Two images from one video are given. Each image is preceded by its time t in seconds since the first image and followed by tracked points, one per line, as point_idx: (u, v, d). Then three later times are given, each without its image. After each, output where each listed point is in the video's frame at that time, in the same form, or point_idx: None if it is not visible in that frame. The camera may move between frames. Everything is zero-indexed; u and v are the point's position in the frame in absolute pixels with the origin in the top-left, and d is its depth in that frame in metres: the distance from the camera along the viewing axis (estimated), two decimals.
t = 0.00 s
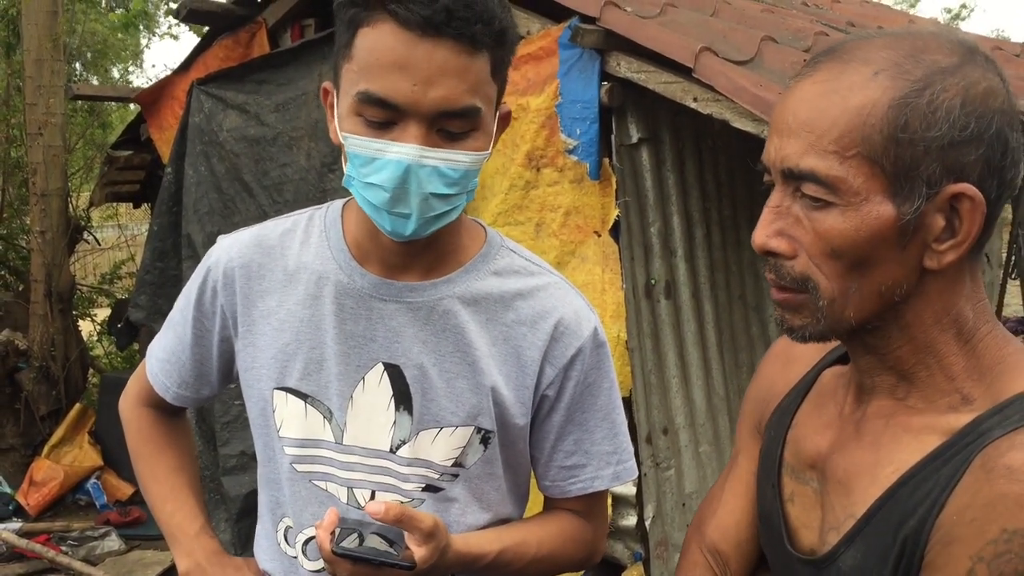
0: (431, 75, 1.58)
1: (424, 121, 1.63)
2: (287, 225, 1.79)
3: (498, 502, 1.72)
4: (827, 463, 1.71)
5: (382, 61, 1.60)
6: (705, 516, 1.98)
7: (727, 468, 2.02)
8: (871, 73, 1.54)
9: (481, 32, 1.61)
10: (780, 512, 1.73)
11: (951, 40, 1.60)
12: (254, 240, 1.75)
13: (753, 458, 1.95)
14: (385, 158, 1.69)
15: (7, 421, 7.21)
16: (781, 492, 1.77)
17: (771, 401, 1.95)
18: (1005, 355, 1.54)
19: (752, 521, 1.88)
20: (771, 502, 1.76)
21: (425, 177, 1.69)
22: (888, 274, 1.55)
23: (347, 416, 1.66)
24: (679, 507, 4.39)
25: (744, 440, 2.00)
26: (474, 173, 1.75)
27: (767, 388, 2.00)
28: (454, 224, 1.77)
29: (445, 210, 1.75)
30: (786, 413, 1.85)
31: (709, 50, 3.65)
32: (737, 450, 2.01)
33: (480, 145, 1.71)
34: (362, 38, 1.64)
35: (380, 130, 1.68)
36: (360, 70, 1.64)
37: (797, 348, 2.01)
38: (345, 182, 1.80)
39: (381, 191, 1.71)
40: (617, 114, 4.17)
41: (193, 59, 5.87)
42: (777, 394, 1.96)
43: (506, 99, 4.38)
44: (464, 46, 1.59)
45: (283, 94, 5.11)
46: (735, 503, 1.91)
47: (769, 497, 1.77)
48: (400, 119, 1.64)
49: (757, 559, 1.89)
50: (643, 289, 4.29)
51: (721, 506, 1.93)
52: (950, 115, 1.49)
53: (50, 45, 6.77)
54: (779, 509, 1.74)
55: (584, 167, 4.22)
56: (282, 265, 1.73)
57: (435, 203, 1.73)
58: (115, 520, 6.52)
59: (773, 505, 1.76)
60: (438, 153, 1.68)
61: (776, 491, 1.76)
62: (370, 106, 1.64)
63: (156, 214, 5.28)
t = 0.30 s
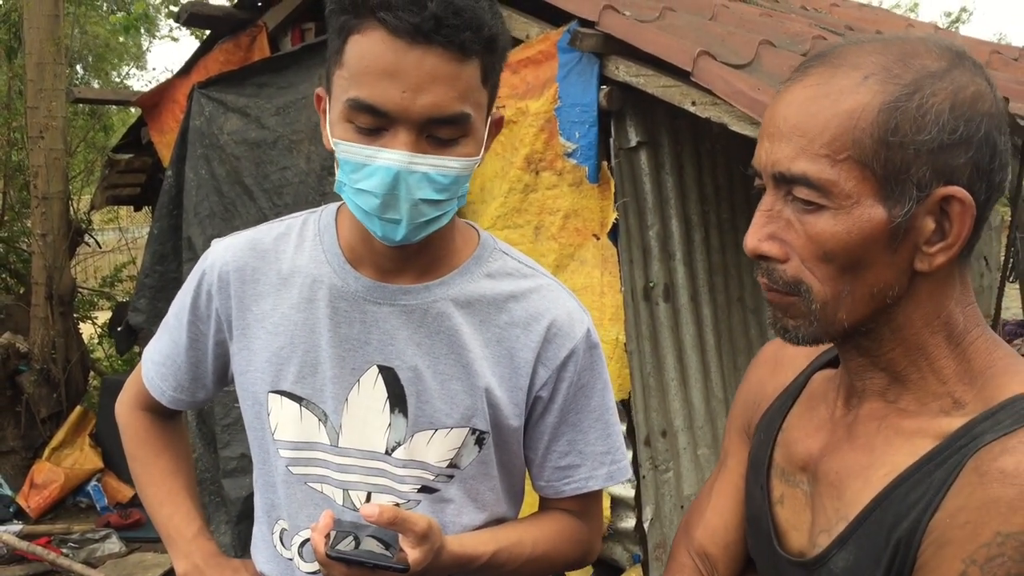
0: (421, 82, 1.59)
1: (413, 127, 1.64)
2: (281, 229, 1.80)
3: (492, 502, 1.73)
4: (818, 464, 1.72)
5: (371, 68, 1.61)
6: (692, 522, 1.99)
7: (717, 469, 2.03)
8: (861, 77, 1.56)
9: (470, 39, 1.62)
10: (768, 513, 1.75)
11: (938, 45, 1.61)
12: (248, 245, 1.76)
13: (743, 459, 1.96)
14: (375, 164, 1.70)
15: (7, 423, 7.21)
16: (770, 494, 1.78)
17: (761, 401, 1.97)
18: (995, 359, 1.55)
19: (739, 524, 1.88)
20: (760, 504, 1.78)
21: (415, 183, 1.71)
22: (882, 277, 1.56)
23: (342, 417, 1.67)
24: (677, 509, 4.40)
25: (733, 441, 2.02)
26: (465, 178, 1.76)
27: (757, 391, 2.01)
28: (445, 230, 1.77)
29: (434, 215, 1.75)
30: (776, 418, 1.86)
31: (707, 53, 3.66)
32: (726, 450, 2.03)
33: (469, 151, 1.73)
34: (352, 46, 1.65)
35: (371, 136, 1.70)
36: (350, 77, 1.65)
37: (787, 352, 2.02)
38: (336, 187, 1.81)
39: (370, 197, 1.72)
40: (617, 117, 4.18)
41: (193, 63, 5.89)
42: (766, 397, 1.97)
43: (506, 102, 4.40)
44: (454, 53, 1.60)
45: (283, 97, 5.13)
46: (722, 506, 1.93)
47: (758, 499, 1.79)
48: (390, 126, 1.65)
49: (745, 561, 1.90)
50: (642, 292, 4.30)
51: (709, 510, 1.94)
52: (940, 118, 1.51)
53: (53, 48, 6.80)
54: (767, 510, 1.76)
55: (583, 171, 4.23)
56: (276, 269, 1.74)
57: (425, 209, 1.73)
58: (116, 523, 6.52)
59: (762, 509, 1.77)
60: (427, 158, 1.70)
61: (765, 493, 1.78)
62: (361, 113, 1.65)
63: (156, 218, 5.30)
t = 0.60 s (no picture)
0: (407, 82, 1.60)
1: (401, 126, 1.65)
2: (279, 230, 1.81)
3: (490, 501, 1.74)
4: (827, 461, 1.73)
5: (359, 69, 1.62)
6: (694, 515, 1.99)
7: (719, 465, 2.04)
8: (857, 82, 1.57)
9: (457, 39, 1.62)
10: (773, 507, 1.75)
11: (935, 49, 1.62)
12: (245, 246, 1.77)
13: (746, 454, 1.97)
14: (364, 164, 1.72)
15: (9, 424, 7.20)
16: (775, 489, 1.79)
17: (767, 399, 1.98)
18: (1009, 362, 1.56)
19: (741, 518, 1.90)
20: (764, 499, 1.78)
21: (403, 182, 1.72)
22: (887, 279, 1.56)
23: (339, 417, 1.68)
24: (678, 511, 4.42)
25: (736, 437, 2.03)
26: (454, 177, 1.77)
27: (761, 388, 2.03)
28: (435, 228, 1.78)
29: (425, 214, 1.76)
30: (785, 411, 1.88)
31: (709, 55, 3.66)
32: (729, 447, 2.04)
33: (459, 150, 1.74)
34: (342, 46, 1.66)
35: (359, 136, 1.72)
36: (339, 78, 1.66)
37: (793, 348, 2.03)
38: (329, 188, 1.83)
39: (359, 196, 1.75)
40: (618, 119, 4.19)
41: (195, 66, 5.91)
42: (773, 391, 1.98)
43: (507, 105, 4.41)
44: (440, 52, 1.60)
45: (286, 99, 5.14)
46: (726, 499, 1.93)
47: (763, 494, 1.79)
48: (377, 126, 1.67)
49: (747, 556, 1.91)
50: (643, 294, 4.30)
51: (712, 503, 1.95)
52: (937, 120, 1.51)
53: (56, 50, 6.81)
54: (772, 504, 1.76)
55: (585, 173, 4.23)
56: (273, 269, 1.75)
57: (415, 208, 1.75)
58: (118, 524, 6.53)
59: (766, 501, 1.78)
60: (415, 158, 1.71)
61: (769, 487, 1.78)
62: (348, 113, 1.66)
63: (159, 219, 5.32)
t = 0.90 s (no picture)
0: (392, 82, 1.59)
1: (387, 126, 1.64)
2: (272, 234, 1.81)
3: (484, 505, 1.72)
4: (828, 460, 1.71)
5: (345, 69, 1.62)
6: (694, 515, 1.98)
7: (718, 466, 2.02)
8: (872, 67, 1.57)
9: (442, 39, 1.61)
10: (774, 507, 1.74)
11: (952, 41, 1.62)
12: (237, 250, 1.76)
13: (747, 455, 1.96)
14: (350, 164, 1.71)
15: (8, 427, 7.26)
16: (775, 489, 1.77)
17: (769, 396, 1.97)
18: (1011, 357, 1.56)
19: (742, 519, 1.88)
20: (765, 499, 1.76)
21: (389, 182, 1.71)
22: (895, 264, 1.55)
23: (331, 420, 1.67)
24: (676, 514, 4.40)
25: (738, 436, 2.01)
26: (442, 177, 1.76)
27: (763, 389, 2.01)
28: (423, 230, 1.77)
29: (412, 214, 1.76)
30: (785, 411, 1.87)
31: (707, 58, 3.66)
32: (730, 446, 2.02)
33: (446, 150, 1.72)
34: (329, 48, 1.66)
35: (346, 136, 1.70)
36: (327, 78, 1.65)
37: (794, 350, 2.02)
38: (318, 190, 1.82)
39: (345, 197, 1.74)
40: (616, 122, 4.18)
41: (195, 69, 5.90)
42: (774, 392, 1.96)
43: (505, 107, 4.41)
44: (426, 52, 1.60)
45: (285, 102, 5.14)
46: (727, 498, 1.92)
47: (763, 493, 1.78)
48: (364, 126, 1.66)
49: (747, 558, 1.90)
50: (641, 297, 4.30)
51: (712, 503, 1.94)
52: (950, 106, 1.51)
53: (55, 54, 6.81)
54: (773, 504, 1.74)
55: (583, 175, 4.22)
56: (265, 273, 1.74)
57: (401, 207, 1.74)
58: (117, 528, 6.52)
59: (766, 502, 1.76)
60: (402, 158, 1.70)
61: (770, 487, 1.77)
62: (335, 113, 1.66)
63: (158, 222, 5.32)
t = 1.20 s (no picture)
0: (374, 87, 1.58)
1: (369, 132, 1.64)
2: (260, 241, 1.80)
3: (475, 511, 1.72)
4: (830, 470, 1.70)
5: (327, 75, 1.61)
6: (698, 534, 1.98)
7: (721, 484, 2.01)
8: (835, 87, 1.56)
9: (423, 43, 1.60)
10: (778, 520, 1.72)
11: (908, 49, 1.62)
12: (225, 257, 1.76)
13: (750, 471, 1.95)
14: (333, 170, 1.71)
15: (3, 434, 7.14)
16: (779, 501, 1.75)
17: (769, 414, 1.96)
18: (1005, 357, 1.54)
19: (745, 535, 1.87)
20: (769, 512, 1.75)
21: (372, 188, 1.70)
22: (874, 284, 1.55)
23: (319, 428, 1.66)
24: (672, 516, 4.40)
25: (740, 452, 2.01)
26: (426, 183, 1.75)
27: (764, 403, 2.01)
28: (408, 235, 1.77)
29: (397, 220, 1.75)
30: (787, 424, 1.85)
31: (699, 59, 3.66)
32: (732, 464, 2.01)
33: (431, 155, 1.71)
34: (310, 54, 1.66)
35: (328, 142, 1.71)
36: (308, 84, 1.65)
37: (795, 363, 2.01)
38: (303, 197, 1.82)
39: (329, 203, 1.74)
40: (608, 124, 4.17)
41: (186, 73, 5.89)
42: (777, 405, 1.96)
43: (497, 109, 4.40)
44: (407, 58, 1.59)
45: (277, 105, 5.12)
46: (732, 515, 1.91)
47: (766, 506, 1.76)
48: (346, 132, 1.66)
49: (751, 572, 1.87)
50: (635, 298, 4.29)
51: (716, 520, 1.93)
52: (917, 120, 1.51)
53: (47, 58, 6.80)
54: (777, 517, 1.72)
55: (576, 177, 4.19)
56: (253, 280, 1.74)
57: (385, 213, 1.73)
58: (112, 533, 6.49)
59: (770, 517, 1.74)
60: (384, 163, 1.69)
61: (774, 500, 1.75)
62: (316, 119, 1.65)
63: (151, 226, 5.31)
